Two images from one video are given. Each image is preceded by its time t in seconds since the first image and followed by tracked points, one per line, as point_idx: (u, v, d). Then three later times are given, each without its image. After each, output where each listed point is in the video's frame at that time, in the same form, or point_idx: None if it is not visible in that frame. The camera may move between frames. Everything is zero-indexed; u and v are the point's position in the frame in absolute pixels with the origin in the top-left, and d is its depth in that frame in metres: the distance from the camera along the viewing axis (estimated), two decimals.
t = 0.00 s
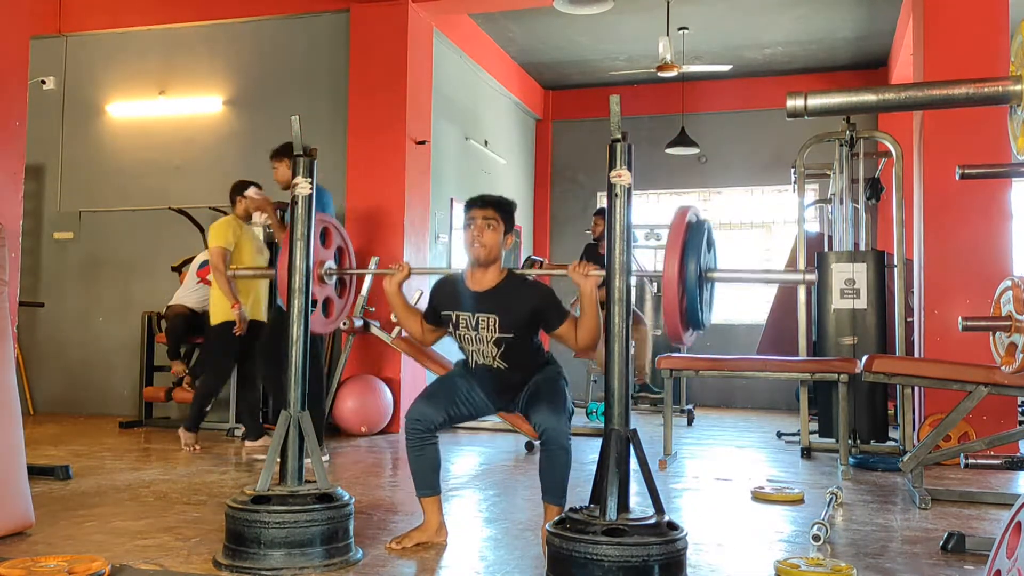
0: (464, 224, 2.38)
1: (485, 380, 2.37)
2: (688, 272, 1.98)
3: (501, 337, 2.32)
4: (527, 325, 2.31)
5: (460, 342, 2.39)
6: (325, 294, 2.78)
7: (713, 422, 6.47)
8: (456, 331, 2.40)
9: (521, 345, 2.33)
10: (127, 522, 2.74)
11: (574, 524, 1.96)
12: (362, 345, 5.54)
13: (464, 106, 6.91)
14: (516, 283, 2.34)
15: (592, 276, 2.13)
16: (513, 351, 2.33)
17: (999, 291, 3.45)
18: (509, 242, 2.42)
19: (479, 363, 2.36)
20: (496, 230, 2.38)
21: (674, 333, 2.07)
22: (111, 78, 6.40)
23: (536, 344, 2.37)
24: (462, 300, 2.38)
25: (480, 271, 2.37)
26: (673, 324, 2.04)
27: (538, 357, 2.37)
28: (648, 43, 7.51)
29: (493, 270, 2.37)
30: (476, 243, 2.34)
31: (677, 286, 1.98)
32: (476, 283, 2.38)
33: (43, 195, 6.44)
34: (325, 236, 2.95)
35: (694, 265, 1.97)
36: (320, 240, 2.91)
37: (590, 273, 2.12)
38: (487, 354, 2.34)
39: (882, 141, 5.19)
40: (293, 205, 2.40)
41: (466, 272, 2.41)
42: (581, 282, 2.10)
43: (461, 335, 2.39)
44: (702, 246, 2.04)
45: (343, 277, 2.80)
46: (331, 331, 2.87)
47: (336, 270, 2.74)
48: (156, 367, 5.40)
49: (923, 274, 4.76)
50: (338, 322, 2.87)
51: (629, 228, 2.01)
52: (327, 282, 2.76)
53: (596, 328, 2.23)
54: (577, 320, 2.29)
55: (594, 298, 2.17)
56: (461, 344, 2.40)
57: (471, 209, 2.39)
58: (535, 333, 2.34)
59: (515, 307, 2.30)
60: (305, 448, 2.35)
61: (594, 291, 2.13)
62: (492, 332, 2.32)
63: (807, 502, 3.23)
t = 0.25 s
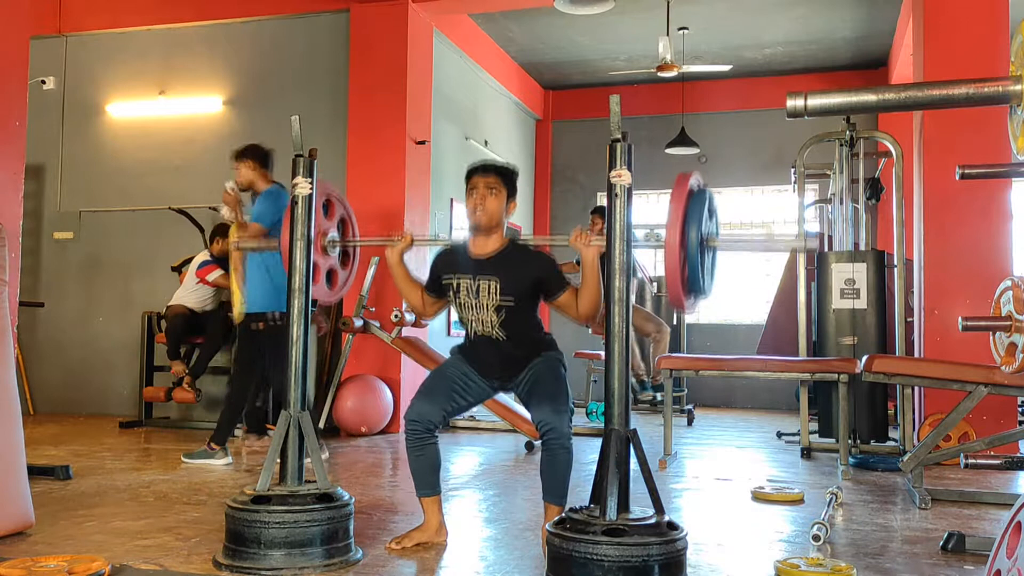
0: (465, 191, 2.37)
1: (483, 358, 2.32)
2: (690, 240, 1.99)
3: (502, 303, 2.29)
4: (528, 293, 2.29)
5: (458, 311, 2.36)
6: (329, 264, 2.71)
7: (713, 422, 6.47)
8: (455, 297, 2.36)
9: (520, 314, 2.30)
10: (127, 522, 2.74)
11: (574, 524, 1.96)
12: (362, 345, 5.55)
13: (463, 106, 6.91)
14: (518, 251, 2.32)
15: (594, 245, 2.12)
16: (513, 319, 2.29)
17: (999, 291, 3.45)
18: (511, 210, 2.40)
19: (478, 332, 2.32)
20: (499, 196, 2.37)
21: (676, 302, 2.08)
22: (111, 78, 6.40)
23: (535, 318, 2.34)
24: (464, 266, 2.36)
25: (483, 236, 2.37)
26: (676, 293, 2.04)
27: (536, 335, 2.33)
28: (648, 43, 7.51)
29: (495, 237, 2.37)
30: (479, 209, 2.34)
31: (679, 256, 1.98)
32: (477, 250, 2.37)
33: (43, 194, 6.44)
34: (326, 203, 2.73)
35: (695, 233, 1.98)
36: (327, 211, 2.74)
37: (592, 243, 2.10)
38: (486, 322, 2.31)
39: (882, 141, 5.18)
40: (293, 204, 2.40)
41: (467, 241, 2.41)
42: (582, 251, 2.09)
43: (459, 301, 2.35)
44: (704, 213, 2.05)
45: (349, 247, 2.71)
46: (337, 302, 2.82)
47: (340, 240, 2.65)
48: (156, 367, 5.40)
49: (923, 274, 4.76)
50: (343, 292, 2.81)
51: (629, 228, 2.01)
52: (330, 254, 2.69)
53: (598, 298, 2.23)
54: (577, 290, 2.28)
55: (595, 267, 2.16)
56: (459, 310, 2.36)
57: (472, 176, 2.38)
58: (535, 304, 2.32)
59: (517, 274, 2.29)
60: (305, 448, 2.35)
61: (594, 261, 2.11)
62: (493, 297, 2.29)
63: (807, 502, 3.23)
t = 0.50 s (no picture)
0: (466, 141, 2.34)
1: (482, 318, 2.27)
2: (692, 190, 1.95)
3: (501, 252, 2.25)
4: (529, 245, 2.26)
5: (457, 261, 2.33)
6: (332, 224, 2.64)
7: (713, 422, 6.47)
8: (454, 247, 2.33)
9: (519, 266, 2.26)
10: (128, 523, 2.74)
11: (574, 524, 1.96)
12: (362, 346, 5.55)
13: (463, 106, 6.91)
14: (518, 202, 2.30)
15: (595, 200, 2.13)
16: (511, 269, 2.25)
17: (999, 291, 3.46)
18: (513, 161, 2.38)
19: (476, 283, 2.29)
20: (501, 147, 2.32)
21: (680, 255, 2.03)
22: (111, 78, 6.40)
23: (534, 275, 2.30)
24: (465, 216, 2.33)
25: (483, 188, 2.34)
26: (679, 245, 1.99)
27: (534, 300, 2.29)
28: (648, 43, 7.51)
29: (496, 190, 2.34)
30: (481, 159, 2.31)
31: (682, 207, 1.93)
32: (478, 200, 2.35)
33: (43, 195, 6.44)
34: (326, 161, 2.61)
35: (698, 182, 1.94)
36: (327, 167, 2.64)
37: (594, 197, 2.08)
38: (485, 272, 2.27)
39: (882, 141, 5.18)
40: (293, 205, 2.40)
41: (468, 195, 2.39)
42: (584, 204, 2.07)
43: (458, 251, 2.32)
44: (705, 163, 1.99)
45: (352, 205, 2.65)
46: (340, 262, 2.75)
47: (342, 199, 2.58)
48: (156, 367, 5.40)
49: (922, 274, 4.76)
50: (347, 252, 2.75)
51: (629, 228, 2.01)
52: (333, 213, 2.61)
53: (597, 256, 2.18)
54: (577, 247, 2.25)
55: (596, 222, 2.15)
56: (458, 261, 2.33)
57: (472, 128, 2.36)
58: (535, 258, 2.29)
59: (518, 226, 2.26)
60: (305, 448, 2.35)
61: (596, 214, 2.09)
62: (492, 246, 2.26)
63: (807, 502, 3.23)
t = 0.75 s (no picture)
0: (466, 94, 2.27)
1: (477, 276, 2.23)
2: (695, 141, 1.93)
3: (501, 203, 2.21)
4: (529, 198, 2.21)
5: (455, 213, 2.27)
6: (334, 184, 2.62)
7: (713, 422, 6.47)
8: (453, 199, 2.28)
9: (518, 220, 2.21)
10: (128, 522, 2.75)
11: (574, 524, 1.96)
12: (363, 346, 5.55)
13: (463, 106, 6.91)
14: (521, 154, 2.25)
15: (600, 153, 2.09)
16: (509, 221, 2.21)
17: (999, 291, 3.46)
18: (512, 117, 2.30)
19: (474, 234, 2.24)
20: (500, 102, 2.26)
21: (683, 205, 2.02)
22: (111, 78, 6.41)
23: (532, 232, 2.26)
24: (466, 169, 2.28)
25: (483, 141, 2.29)
26: (683, 193, 1.98)
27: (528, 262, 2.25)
28: (648, 43, 7.51)
29: (496, 143, 2.29)
30: (479, 115, 2.25)
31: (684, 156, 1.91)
32: (478, 154, 2.30)
33: (43, 195, 6.44)
34: (327, 121, 2.58)
35: (701, 133, 1.92)
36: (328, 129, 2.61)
37: (598, 149, 2.08)
38: (483, 225, 2.22)
39: (881, 141, 5.18)
40: (293, 205, 2.40)
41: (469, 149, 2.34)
42: (588, 157, 2.06)
43: (458, 204, 2.27)
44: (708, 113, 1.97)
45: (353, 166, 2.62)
46: (343, 223, 2.75)
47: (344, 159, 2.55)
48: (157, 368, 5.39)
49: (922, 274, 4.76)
50: (349, 213, 2.74)
51: (629, 228, 2.01)
52: (335, 173, 2.59)
53: (599, 210, 2.15)
54: (578, 203, 2.21)
55: (600, 176, 2.09)
56: (456, 214, 2.27)
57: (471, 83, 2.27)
58: (535, 213, 2.24)
59: (519, 178, 2.21)
60: (305, 448, 2.35)
61: (600, 168, 2.08)
62: (492, 196, 2.21)
63: (807, 502, 3.23)
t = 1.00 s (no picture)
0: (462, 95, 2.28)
1: (479, 279, 2.22)
2: (700, 141, 1.92)
3: (507, 205, 2.21)
4: (535, 200, 2.21)
5: (463, 216, 2.28)
6: (337, 186, 2.62)
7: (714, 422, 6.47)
8: (460, 203, 2.28)
9: (523, 220, 2.21)
10: (127, 522, 2.74)
11: (574, 524, 1.96)
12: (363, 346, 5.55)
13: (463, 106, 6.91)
14: (525, 155, 2.25)
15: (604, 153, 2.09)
16: (514, 223, 2.21)
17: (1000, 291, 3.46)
18: (507, 113, 2.27)
19: (480, 238, 2.24)
20: (489, 102, 2.25)
21: (688, 205, 2.02)
22: (111, 78, 6.40)
23: (538, 235, 2.24)
24: (471, 170, 2.28)
25: (485, 142, 2.29)
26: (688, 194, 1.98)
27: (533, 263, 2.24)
28: (648, 43, 7.51)
29: (497, 143, 2.29)
30: (467, 120, 2.26)
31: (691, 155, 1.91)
32: (483, 155, 2.30)
33: (43, 195, 6.44)
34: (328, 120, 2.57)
35: (706, 133, 1.92)
36: (330, 131, 2.61)
37: (602, 149, 2.07)
38: (488, 228, 2.23)
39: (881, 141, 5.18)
40: (293, 205, 2.40)
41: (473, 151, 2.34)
42: (592, 158, 2.06)
43: (464, 207, 2.27)
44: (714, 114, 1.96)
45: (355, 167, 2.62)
46: (345, 225, 2.74)
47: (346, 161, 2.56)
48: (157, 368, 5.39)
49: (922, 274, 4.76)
50: (351, 215, 2.73)
51: (629, 227, 2.01)
52: (336, 173, 2.59)
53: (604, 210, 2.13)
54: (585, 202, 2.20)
55: (604, 178, 2.09)
56: (462, 218, 2.28)
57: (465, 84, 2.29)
58: (540, 214, 2.23)
59: (525, 179, 2.21)
60: (305, 448, 2.35)
61: (604, 170, 2.08)
62: (498, 200, 2.22)
63: (807, 502, 3.22)
